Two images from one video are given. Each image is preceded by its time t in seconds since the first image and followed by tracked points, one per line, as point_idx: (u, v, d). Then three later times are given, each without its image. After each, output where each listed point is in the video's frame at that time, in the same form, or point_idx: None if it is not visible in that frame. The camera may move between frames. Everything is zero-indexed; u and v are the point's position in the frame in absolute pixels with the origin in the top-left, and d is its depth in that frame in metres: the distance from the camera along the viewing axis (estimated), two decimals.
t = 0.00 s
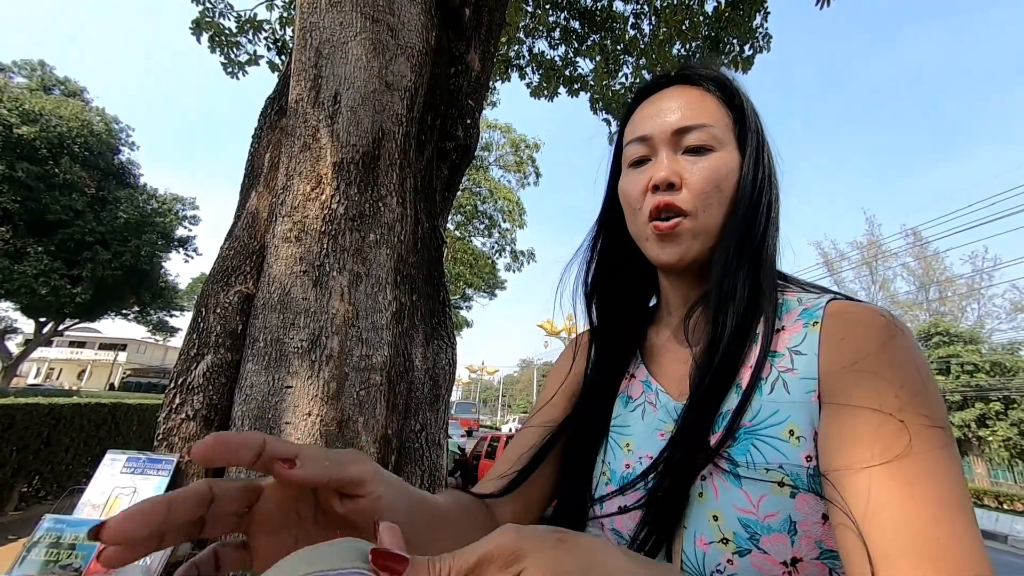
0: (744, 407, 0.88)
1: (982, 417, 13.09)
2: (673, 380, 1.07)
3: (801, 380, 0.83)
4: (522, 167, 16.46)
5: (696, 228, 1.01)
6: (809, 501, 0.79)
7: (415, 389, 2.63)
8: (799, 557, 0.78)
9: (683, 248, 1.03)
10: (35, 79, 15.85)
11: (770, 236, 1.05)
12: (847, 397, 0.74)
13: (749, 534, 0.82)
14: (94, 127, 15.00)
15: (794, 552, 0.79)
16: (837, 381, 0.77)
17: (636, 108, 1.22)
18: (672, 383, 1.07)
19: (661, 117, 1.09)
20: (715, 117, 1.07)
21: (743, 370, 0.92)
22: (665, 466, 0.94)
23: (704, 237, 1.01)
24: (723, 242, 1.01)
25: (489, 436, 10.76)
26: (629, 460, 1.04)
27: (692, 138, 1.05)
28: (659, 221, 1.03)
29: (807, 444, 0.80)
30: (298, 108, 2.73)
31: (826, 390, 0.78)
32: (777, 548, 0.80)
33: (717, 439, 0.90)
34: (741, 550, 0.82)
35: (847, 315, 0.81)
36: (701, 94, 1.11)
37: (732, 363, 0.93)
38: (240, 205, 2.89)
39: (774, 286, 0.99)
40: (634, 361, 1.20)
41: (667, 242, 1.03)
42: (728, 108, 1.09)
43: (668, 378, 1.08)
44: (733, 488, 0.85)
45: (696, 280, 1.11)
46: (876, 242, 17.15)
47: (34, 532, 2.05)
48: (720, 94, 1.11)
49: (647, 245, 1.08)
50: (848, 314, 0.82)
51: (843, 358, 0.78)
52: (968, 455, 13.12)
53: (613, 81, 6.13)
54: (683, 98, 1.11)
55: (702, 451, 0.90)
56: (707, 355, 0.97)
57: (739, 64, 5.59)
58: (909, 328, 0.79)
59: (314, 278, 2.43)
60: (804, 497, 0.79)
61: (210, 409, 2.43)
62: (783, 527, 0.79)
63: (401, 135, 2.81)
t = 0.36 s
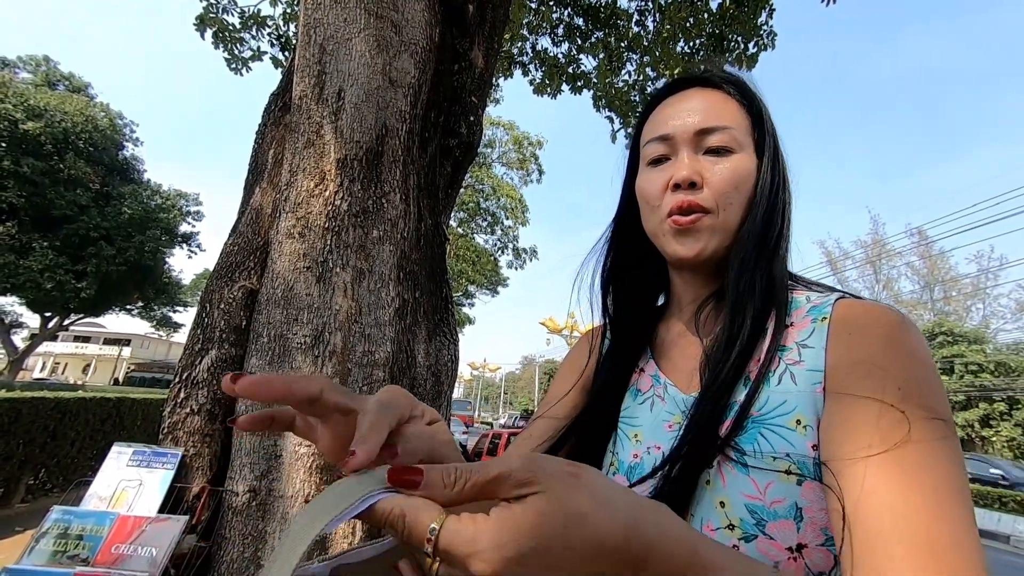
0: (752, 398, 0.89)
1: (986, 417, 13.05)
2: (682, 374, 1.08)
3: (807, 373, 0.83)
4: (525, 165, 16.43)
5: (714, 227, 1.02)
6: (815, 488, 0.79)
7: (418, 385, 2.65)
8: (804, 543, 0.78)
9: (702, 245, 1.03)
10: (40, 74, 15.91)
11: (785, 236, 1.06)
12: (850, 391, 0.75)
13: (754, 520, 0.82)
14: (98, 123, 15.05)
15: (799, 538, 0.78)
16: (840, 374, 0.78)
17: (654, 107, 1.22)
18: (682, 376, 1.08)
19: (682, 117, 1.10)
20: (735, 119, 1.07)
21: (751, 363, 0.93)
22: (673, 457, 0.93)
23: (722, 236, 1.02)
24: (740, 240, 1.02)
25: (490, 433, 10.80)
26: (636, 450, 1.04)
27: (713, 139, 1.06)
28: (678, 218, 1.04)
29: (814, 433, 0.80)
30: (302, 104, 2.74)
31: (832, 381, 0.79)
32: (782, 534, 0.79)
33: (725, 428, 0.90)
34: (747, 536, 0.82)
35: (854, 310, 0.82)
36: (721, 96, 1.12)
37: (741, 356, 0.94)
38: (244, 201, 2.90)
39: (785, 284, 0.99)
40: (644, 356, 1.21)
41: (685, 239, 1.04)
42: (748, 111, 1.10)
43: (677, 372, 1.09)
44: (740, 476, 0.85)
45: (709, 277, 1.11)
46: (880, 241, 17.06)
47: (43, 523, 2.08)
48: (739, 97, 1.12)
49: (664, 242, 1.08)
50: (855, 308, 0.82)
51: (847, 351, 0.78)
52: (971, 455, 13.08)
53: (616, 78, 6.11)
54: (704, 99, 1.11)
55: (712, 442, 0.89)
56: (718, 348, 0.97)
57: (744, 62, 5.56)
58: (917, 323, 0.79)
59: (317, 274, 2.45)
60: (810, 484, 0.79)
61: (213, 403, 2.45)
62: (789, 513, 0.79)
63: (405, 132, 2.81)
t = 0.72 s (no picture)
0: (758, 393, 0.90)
1: (986, 417, 13.05)
2: (692, 370, 1.09)
3: (815, 371, 0.84)
4: (527, 160, 16.40)
5: (720, 233, 1.03)
6: (814, 481, 0.80)
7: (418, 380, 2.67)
8: (800, 533, 0.79)
9: (709, 251, 1.05)
10: (42, 65, 15.88)
11: (794, 235, 1.05)
12: (859, 390, 0.75)
13: (752, 508, 0.84)
14: (100, 115, 15.04)
15: (796, 528, 0.80)
16: (849, 372, 0.78)
17: (664, 112, 1.23)
18: (692, 371, 1.09)
19: (688, 124, 1.10)
20: (741, 124, 1.07)
21: (760, 358, 0.94)
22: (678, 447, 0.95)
23: (729, 239, 1.04)
24: (747, 243, 1.03)
25: (490, 428, 10.83)
26: (643, 440, 1.06)
27: (718, 146, 1.06)
28: (685, 226, 1.06)
29: (817, 428, 0.81)
30: (306, 98, 2.74)
31: (841, 381, 0.79)
32: (778, 523, 0.81)
33: (730, 420, 0.91)
34: (744, 523, 0.84)
35: (867, 312, 0.81)
36: (726, 101, 1.11)
37: (750, 352, 0.95)
38: (247, 194, 2.91)
39: (799, 284, 1.00)
40: (657, 350, 1.22)
41: (693, 245, 1.06)
42: (754, 115, 1.09)
43: (687, 367, 1.10)
44: (741, 467, 0.87)
45: (718, 276, 1.12)
46: (883, 240, 17.01)
47: (50, 511, 2.11)
48: (744, 100, 1.11)
49: (673, 247, 1.10)
50: (865, 310, 0.82)
51: (859, 350, 0.78)
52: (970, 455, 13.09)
53: (619, 74, 6.08)
54: (711, 104, 1.11)
55: (716, 433, 0.91)
56: (728, 345, 0.99)
57: (748, 58, 5.54)
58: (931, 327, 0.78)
59: (320, 268, 2.46)
60: (809, 477, 0.81)
61: (216, 395, 2.48)
62: (786, 503, 0.81)
63: (407, 126, 2.81)
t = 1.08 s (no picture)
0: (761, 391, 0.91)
1: (978, 416, 13.16)
2: (696, 368, 1.10)
3: (819, 371, 0.85)
4: (526, 156, 16.37)
5: (720, 238, 1.05)
6: (814, 479, 0.81)
7: (416, 375, 2.68)
8: (797, 529, 0.80)
9: (708, 255, 1.07)
10: (37, 55, 15.72)
11: (799, 236, 1.05)
12: (866, 392, 0.76)
13: (752, 503, 0.85)
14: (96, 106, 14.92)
15: (793, 524, 0.81)
16: (856, 373, 0.79)
17: (668, 112, 1.24)
18: (695, 368, 1.10)
19: (689, 128, 1.10)
20: (740, 129, 1.08)
21: (763, 356, 0.95)
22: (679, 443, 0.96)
23: (727, 243, 1.05)
24: (747, 246, 1.04)
25: (486, 424, 10.85)
26: (643, 435, 1.07)
27: (717, 151, 1.07)
28: (685, 232, 1.07)
29: (818, 427, 0.82)
30: (305, 92, 2.73)
31: (847, 382, 0.80)
32: (776, 519, 0.82)
33: (731, 416, 0.93)
34: (742, 518, 0.85)
35: (871, 314, 0.83)
36: (724, 105, 1.12)
37: (754, 350, 0.96)
38: (245, 188, 2.90)
39: (804, 284, 1.01)
40: (660, 349, 1.24)
41: (693, 249, 1.08)
42: (753, 119, 1.10)
43: (691, 364, 1.12)
44: (742, 463, 0.88)
45: (721, 276, 1.13)
46: (880, 240, 17.08)
47: (46, 503, 2.13)
48: (744, 104, 1.11)
49: (675, 251, 1.12)
50: (867, 311, 0.84)
51: (864, 352, 0.79)
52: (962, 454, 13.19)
53: (619, 71, 6.07)
54: (713, 108, 1.11)
55: (717, 429, 0.92)
56: (730, 345, 1.00)
57: (748, 56, 5.54)
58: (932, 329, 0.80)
59: (318, 263, 2.46)
60: (809, 475, 0.82)
61: (214, 389, 2.48)
62: (785, 499, 0.82)
63: (407, 122, 2.80)
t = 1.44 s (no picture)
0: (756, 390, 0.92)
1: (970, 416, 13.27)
2: (692, 369, 1.11)
3: (813, 369, 0.85)
4: (524, 155, 16.37)
5: (710, 244, 1.06)
6: (809, 476, 0.82)
7: (412, 375, 2.68)
8: (792, 528, 0.80)
9: (700, 261, 1.08)
10: (30, 49, 15.57)
11: (791, 236, 1.05)
12: (860, 388, 0.77)
13: (747, 501, 0.85)
14: (91, 101, 14.81)
15: (788, 523, 0.81)
16: (852, 370, 0.79)
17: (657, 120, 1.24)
18: (691, 370, 1.11)
19: (678, 136, 1.11)
20: (726, 134, 1.08)
21: (758, 357, 0.96)
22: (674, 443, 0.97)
23: (718, 249, 1.06)
24: (738, 250, 1.04)
25: (482, 423, 10.85)
26: (639, 436, 1.08)
27: (704, 158, 1.07)
28: (675, 240, 1.08)
29: (813, 424, 0.83)
30: (301, 91, 2.72)
31: (842, 379, 0.80)
32: (771, 518, 0.82)
33: (726, 417, 0.93)
34: (737, 517, 0.85)
35: (865, 311, 0.83)
36: (710, 111, 1.12)
37: (749, 350, 0.96)
38: (241, 187, 2.89)
39: (798, 285, 1.01)
40: (656, 351, 1.24)
41: (685, 256, 1.09)
42: (739, 123, 1.10)
43: (686, 366, 1.13)
44: (737, 461, 0.89)
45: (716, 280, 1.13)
46: (875, 241, 17.19)
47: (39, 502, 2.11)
48: (730, 110, 1.12)
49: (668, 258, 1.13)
50: (862, 309, 0.85)
51: (859, 348, 0.80)
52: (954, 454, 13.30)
53: (618, 70, 6.08)
54: (700, 114, 1.12)
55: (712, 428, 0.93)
56: (723, 347, 1.01)
57: (746, 57, 5.56)
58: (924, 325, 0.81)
59: (315, 262, 2.45)
60: (803, 472, 0.82)
61: (209, 388, 2.48)
62: (779, 497, 0.82)
63: (404, 121, 2.80)
